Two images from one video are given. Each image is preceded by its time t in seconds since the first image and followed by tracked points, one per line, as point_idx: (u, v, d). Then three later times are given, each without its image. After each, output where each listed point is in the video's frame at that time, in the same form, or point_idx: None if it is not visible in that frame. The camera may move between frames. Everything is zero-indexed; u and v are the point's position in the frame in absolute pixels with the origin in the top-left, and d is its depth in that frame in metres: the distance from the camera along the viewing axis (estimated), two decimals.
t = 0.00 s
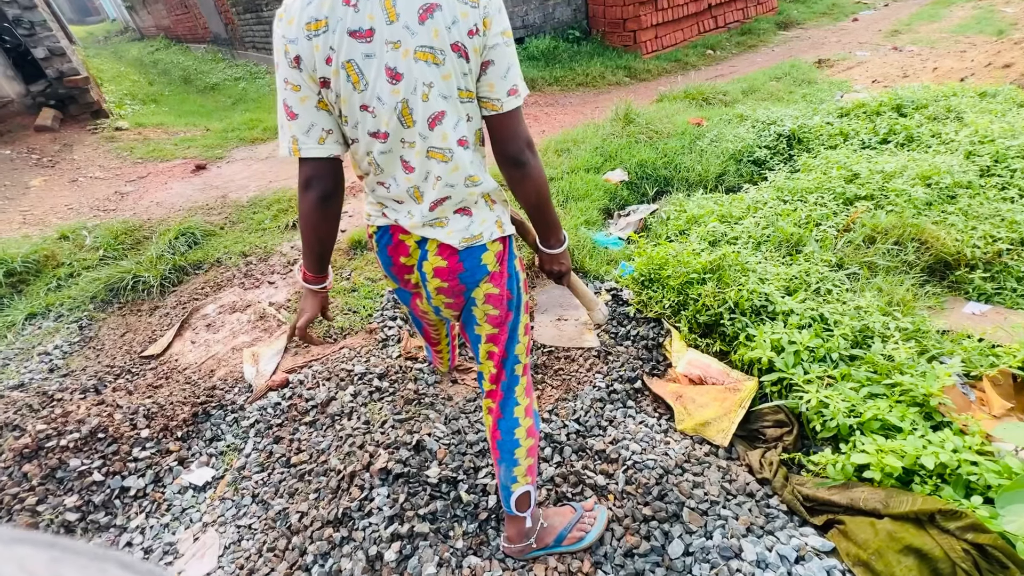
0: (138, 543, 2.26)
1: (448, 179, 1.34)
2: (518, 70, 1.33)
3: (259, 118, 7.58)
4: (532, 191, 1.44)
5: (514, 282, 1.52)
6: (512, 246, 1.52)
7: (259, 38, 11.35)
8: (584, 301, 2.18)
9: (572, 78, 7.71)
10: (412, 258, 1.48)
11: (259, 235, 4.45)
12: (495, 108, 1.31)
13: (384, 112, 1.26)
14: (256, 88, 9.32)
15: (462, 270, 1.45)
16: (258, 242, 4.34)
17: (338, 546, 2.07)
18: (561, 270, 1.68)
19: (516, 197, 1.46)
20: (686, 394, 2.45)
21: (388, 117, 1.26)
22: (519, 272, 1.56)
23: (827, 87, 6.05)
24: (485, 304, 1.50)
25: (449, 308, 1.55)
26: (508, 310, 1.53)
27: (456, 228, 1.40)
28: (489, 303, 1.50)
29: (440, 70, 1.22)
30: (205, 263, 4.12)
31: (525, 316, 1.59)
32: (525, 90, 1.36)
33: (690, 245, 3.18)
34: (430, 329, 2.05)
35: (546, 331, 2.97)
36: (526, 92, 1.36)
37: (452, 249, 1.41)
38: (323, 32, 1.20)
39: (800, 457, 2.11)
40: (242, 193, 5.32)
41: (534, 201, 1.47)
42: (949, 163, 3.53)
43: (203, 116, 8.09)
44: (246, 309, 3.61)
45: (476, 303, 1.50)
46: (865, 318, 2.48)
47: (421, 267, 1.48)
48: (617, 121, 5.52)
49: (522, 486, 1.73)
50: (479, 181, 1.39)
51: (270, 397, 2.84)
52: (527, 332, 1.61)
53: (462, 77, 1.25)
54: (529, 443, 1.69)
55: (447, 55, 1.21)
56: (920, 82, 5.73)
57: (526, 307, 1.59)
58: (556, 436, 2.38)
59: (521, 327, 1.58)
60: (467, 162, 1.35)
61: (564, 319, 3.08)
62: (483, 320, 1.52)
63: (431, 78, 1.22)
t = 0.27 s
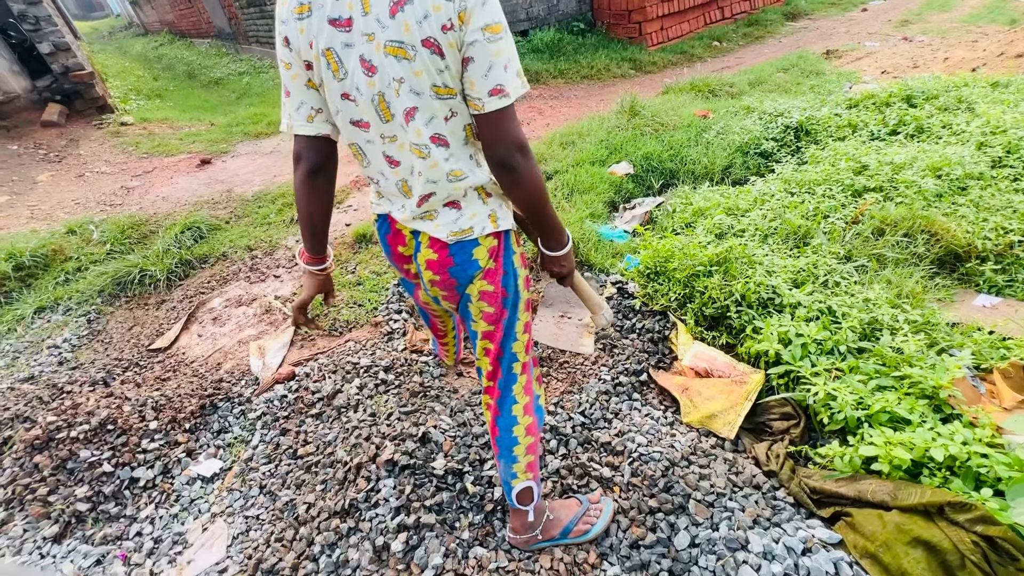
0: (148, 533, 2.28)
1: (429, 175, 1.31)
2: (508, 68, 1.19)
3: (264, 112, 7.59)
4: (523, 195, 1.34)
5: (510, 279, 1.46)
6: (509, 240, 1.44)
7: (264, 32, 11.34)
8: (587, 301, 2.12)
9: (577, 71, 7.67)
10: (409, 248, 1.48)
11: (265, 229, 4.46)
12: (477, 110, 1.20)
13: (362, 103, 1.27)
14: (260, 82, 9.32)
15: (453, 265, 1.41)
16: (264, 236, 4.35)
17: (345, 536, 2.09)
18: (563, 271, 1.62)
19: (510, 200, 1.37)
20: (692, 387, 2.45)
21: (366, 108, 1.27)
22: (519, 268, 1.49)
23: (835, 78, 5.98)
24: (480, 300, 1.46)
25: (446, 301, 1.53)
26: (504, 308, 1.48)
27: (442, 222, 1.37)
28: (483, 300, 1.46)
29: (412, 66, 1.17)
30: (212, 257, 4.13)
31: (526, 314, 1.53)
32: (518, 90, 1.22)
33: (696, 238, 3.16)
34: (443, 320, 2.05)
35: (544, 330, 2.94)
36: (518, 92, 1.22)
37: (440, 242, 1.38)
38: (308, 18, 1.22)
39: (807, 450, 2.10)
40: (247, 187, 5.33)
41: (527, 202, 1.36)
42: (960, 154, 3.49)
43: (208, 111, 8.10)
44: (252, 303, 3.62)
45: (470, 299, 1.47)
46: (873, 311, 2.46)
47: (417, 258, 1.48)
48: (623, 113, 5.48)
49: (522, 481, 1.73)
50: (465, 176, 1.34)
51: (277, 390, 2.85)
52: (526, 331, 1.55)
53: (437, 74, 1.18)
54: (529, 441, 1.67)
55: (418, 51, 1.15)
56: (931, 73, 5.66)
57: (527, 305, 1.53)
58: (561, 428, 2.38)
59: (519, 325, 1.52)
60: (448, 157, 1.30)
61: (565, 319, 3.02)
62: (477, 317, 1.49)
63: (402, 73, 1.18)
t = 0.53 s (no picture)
0: (152, 529, 2.29)
1: (398, 169, 1.28)
2: (478, 75, 1.09)
3: (265, 110, 7.58)
4: (493, 208, 1.23)
5: (496, 280, 1.40)
6: (494, 239, 1.37)
7: (264, 31, 11.33)
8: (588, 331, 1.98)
9: (578, 66, 7.64)
10: (396, 241, 1.47)
11: (266, 227, 4.47)
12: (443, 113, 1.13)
13: (342, 90, 1.28)
14: (261, 81, 9.32)
15: (434, 263, 1.37)
16: (265, 234, 4.35)
17: (349, 531, 2.09)
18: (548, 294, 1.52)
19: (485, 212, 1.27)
20: (695, 381, 2.45)
21: (345, 95, 1.28)
22: (507, 269, 1.43)
23: (838, 72, 5.95)
24: (466, 301, 1.42)
25: (435, 298, 1.50)
26: (490, 310, 1.43)
27: (419, 219, 1.33)
28: (468, 301, 1.42)
29: (376, 60, 1.14)
30: (214, 254, 4.14)
31: (515, 315, 1.48)
32: (487, 100, 1.12)
33: (698, 232, 3.16)
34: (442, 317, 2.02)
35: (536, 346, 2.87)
36: (487, 102, 1.12)
37: (419, 239, 1.35)
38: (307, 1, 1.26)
39: (811, 443, 2.09)
40: (249, 185, 5.33)
41: (498, 217, 1.26)
42: (963, 147, 3.47)
43: (210, 109, 8.10)
44: (254, 300, 3.62)
45: (456, 299, 1.43)
46: (877, 304, 2.45)
47: (403, 253, 1.46)
48: (624, 108, 5.46)
49: (519, 479, 1.73)
50: (438, 175, 1.28)
51: (280, 386, 2.86)
52: (516, 332, 1.50)
53: (401, 70, 1.14)
54: (524, 441, 1.66)
55: (381, 46, 1.12)
56: (934, 66, 5.63)
57: (516, 306, 1.48)
58: (564, 423, 2.38)
59: (508, 327, 1.48)
60: (418, 152, 1.26)
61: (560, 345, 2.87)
62: (464, 318, 1.46)
63: (368, 66, 1.16)
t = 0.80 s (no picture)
0: (150, 539, 2.27)
1: (380, 171, 1.29)
2: (457, 83, 1.06)
3: (262, 117, 7.59)
4: (471, 218, 1.20)
5: (480, 291, 1.39)
6: (476, 250, 1.35)
7: (260, 39, 11.37)
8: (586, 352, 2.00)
9: (573, 72, 7.68)
10: (381, 246, 1.47)
11: (263, 234, 4.47)
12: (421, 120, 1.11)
13: (333, 91, 1.30)
14: (258, 89, 9.34)
15: (414, 270, 1.36)
16: (263, 241, 4.35)
17: (348, 539, 2.08)
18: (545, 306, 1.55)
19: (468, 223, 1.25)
20: (693, 384, 2.45)
21: (334, 95, 1.30)
22: (491, 280, 1.41)
23: (831, 76, 6.00)
24: (449, 312, 1.42)
25: (420, 306, 1.50)
26: (474, 321, 1.42)
27: (400, 224, 1.33)
28: (452, 311, 1.41)
29: (359, 61, 1.15)
30: (211, 262, 4.13)
31: (501, 326, 1.47)
32: (466, 109, 1.08)
33: (694, 236, 3.17)
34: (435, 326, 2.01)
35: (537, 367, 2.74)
36: (466, 112, 1.08)
37: (399, 245, 1.34)
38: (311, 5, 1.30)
39: (809, 445, 2.10)
40: (246, 193, 5.33)
41: (480, 229, 1.24)
42: (956, 149, 3.49)
43: (206, 117, 8.11)
44: (251, 307, 3.62)
45: (440, 309, 1.43)
46: (873, 306, 2.46)
47: (387, 258, 1.46)
48: (619, 114, 5.49)
49: (515, 488, 1.73)
50: (418, 180, 1.27)
51: (278, 394, 2.85)
52: (505, 343, 1.49)
53: (383, 73, 1.14)
54: (519, 450, 1.66)
55: (364, 48, 1.12)
56: (925, 69, 5.68)
57: (503, 317, 1.46)
58: (563, 428, 2.38)
59: (495, 338, 1.46)
60: (398, 156, 1.25)
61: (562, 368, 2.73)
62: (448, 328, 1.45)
63: (352, 67, 1.17)
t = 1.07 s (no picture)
0: (144, 553, 2.25)
1: (354, 171, 1.28)
2: (473, 104, 1.10)
3: (258, 128, 7.61)
4: (489, 230, 1.23)
5: (441, 312, 1.37)
6: (433, 271, 1.33)
7: (257, 51, 11.43)
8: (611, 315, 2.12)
9: (568, 82, 7.75)
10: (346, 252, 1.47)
11: (260, 244, 4.46)
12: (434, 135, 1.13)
13: (334, 88, 1.31)
14: (254, 100, 9.37)
15: (371, 284, 1.35)
16: (259, 251, 4.35)
17: (344, 551, 2.07)
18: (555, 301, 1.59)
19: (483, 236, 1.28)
20: (690, 392, 2.45)
21: (333, 93, 1.31)
22: (454, 300, 1.39)
23: (822, 85, 6.07)
24: (410, 330, 1.41)
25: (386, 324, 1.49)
26: (437, 340, 1.40)
27: (360, 230, 1.32)
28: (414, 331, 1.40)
29: (363, 60, 1.16)
30: (207, 272, 4.13)
31: (469, 346, 1.44)
32: (481, 130, 1.12)
33: (689, 244, 3.19)
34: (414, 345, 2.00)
35: (564, 363, 2.78)
36: (478, 132, 1.11)
37: (356, 253, 1.34)
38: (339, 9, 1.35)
39: (806, 452, 2.10)
40: (242, 203, 5.34)
41: (497, 239, 1.27)
42: (946, 156, 3.53)
43: (202, 128, 8.13)
44: (248, 318, 3.61)
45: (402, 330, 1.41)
46: (866, 312, 2.48)
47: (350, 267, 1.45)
48: (614, 123, 5.53)
49: (506, 499, 1.72)
50: (386, 189, 1.26)
51: (274, 405, 2.84)
52: (478, 361, 1.48)
53: (383, 76, 1.16)
54: (508, 462, 1.65)
55: (372, 50, 1.15)
56: (915, 77, 5.75)
57: (471, 337, 1.44)
58: (560, 436, 2.38)
59: (465, 357, 1.45)
60: (375, 160, 1.24)
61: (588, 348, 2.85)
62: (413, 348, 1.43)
63: (355, 66, 1.18)
